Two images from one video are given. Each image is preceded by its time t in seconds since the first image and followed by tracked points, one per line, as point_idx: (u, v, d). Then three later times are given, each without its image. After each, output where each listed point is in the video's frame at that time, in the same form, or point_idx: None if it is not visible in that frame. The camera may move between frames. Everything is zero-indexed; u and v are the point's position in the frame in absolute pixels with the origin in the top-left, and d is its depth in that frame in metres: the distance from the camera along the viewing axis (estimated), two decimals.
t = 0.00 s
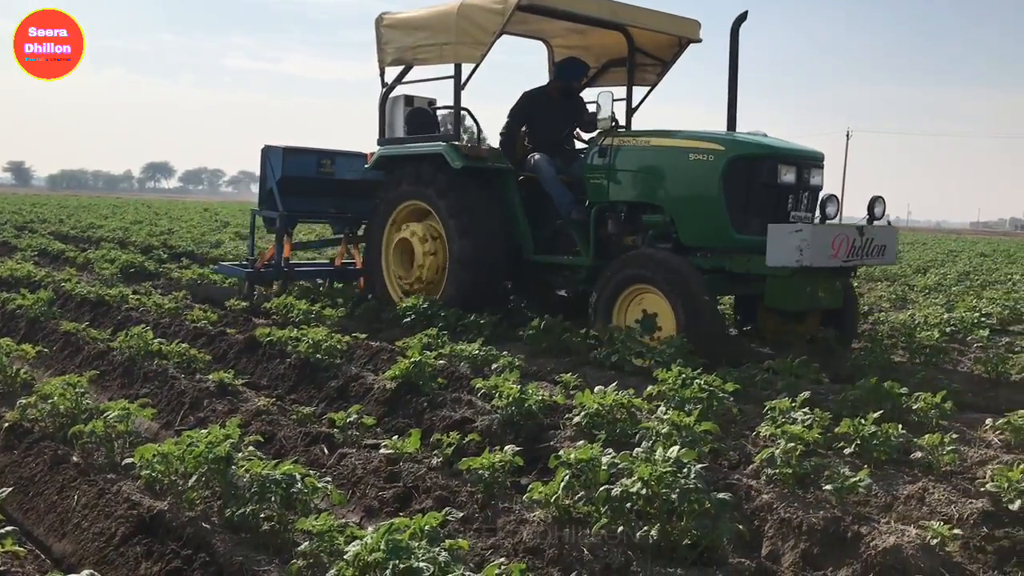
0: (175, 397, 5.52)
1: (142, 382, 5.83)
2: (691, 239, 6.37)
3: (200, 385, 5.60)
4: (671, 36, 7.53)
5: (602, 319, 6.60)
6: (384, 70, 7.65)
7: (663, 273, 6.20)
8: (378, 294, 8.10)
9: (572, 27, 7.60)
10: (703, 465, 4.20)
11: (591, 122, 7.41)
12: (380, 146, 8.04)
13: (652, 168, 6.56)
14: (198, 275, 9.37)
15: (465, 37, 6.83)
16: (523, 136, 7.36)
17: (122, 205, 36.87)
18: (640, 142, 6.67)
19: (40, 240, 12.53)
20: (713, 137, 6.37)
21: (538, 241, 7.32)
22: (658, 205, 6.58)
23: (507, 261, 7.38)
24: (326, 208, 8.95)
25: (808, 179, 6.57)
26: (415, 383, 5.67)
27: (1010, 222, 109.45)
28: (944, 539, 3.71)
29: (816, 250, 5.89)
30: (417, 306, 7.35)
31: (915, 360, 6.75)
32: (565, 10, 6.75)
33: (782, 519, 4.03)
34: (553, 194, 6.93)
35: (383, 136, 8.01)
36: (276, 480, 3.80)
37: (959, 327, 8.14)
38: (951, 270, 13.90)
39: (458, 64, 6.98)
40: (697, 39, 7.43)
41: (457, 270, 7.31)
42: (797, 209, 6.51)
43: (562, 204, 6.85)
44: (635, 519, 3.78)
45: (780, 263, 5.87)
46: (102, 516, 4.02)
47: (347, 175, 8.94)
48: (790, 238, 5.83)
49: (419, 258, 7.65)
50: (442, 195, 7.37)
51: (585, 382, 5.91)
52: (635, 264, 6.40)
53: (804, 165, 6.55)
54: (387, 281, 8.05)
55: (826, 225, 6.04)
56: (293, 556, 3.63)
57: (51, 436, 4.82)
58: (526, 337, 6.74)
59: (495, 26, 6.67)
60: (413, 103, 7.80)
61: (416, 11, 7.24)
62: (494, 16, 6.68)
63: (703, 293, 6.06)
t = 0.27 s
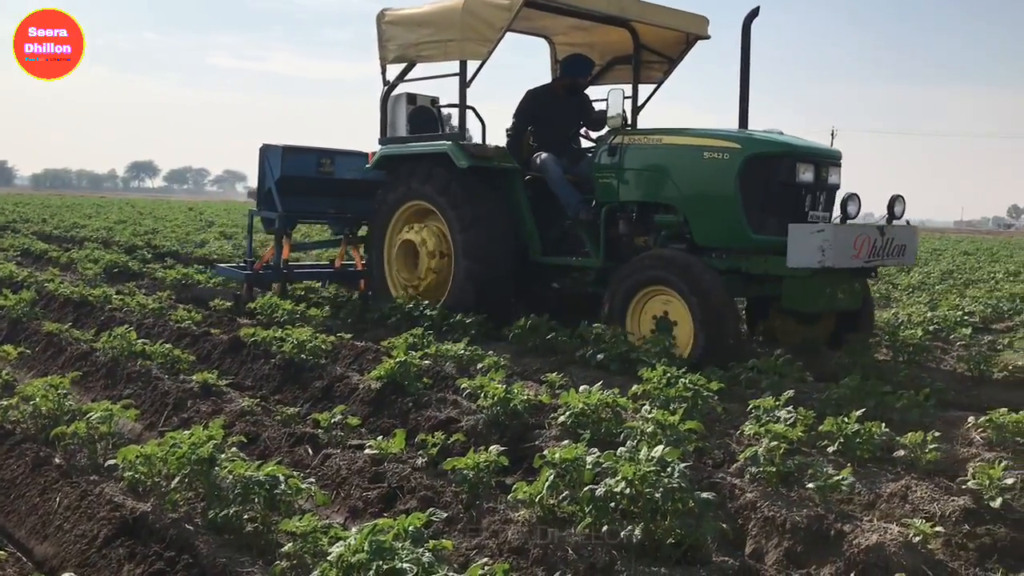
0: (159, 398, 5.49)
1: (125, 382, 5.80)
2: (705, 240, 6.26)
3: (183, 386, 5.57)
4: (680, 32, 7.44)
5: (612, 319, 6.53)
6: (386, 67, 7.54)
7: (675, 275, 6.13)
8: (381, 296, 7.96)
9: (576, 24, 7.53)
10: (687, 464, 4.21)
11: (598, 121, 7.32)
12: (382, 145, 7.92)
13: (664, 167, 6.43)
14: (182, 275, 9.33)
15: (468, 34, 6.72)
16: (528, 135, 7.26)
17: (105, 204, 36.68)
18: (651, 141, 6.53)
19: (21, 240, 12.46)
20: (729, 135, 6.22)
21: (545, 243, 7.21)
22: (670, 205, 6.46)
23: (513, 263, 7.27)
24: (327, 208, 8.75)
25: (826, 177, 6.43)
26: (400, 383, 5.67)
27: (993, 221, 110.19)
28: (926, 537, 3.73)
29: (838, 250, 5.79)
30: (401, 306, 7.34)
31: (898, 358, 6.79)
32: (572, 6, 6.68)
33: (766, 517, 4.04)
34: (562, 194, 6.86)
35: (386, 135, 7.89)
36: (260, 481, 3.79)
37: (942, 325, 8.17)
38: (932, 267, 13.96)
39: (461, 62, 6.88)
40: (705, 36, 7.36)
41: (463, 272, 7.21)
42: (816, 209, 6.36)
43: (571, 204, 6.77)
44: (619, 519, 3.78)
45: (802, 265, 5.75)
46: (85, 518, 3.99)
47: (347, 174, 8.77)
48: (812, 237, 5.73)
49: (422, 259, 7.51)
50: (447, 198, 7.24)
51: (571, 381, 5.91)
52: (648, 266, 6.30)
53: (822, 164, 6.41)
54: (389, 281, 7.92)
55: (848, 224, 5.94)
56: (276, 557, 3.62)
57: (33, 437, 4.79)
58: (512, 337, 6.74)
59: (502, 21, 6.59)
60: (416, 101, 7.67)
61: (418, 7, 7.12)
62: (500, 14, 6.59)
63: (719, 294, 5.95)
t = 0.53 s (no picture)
0: (138, 398, 5.45)
1: (104, 383, 5.75)
2: (715, 240, 6.17)
3: (163, 386, 5.54)
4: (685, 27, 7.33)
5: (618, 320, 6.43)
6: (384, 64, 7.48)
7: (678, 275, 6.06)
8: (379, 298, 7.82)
9: (576, 20, 7.50)
10: (668, 462, 4.22)
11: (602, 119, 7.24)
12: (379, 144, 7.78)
13: (673, 166, 6.31)
14: (162, 275, 9.28)
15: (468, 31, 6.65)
16: (529, 133, 7.14)
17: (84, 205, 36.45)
18: (660, 140, 6.41)
19: None
20: (740, 133, 6.11)
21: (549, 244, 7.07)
22: (678, 204, 6.38)
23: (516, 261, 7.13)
24: (321, 208, 8.71)
25: (840, 177, 6.33)
26: (382, 383, 5.65)
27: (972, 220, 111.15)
28: (905, 533, 3.75)
29: (856, 250, 5.70)
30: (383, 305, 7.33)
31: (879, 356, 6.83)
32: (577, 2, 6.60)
33: (747, 514, 4.06)
34: (564, 194, 6.80)
35: (383, 133, 7.75)
36: (240, 481, 3.77)
37: (922, 323, 8.22)
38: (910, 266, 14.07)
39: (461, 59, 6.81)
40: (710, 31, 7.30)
41: (465, 272, 7.08)
42: (830, 209, 6.28)
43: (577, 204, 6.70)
44: (601, 517, 3.78)
45: (821, 266, 5.67)
46: (63, 519, 3.96)
47: (342, 173, 8.70)
48: (831, 238, 5.64)
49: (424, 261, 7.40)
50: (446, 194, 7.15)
51: (553, 379, 5.92)
52: (658, 266, 6.17)
53: (837, 163, 6.31)
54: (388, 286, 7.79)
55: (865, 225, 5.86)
56: (257, 557, 3.60)
57: (10, 439, 4.75)
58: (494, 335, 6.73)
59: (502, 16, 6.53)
60: (415, 99, 7.56)
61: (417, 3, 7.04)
62: (502, 10, 6.52)
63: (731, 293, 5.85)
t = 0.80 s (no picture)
0: (113, 401, 5.41)
1: (79, 386, 5.70)
2: (722, 240, 6.06)
3: (139, 389, 5.50)
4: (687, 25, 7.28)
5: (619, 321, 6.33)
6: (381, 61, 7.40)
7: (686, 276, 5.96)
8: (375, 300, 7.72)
9: (573, 17, 7.49)
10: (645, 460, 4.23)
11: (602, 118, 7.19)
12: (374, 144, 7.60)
13: (678, 166, 6.21)
14: (137, 276, 9.21)
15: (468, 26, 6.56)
16: (528, 132, 7.07)
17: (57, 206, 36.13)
18: (663, 140, 6.31)
19: None
20: (747, 132, 6.00)
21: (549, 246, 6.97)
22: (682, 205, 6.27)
23: (514, 262, 7.06)
24: (314, 209, 8.58)
25: (851, 176, 6.19)
26: (360, 384, 5.64)
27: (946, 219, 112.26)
28: (880, 529, 3.77)
29: (869, 251, 5.58)
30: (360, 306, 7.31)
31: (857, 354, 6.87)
32: None
33: (724, 512, 4.08)
34: (564, 194, 6.68)
35: (377, 133, 7.58)
36: (215, 484, 3.75)
37: (898, 322, 8.30)
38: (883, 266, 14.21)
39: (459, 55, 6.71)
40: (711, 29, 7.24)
41: (464, 274, 7.00)
42: (841, 209, 6.14)
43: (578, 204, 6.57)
44: (579, 516, 3.79)
45: (834, 267, 5.55)
46: (36, 524, 3.92)
47: (334, 172, 8.63)
48: (843, 239, 5.52)
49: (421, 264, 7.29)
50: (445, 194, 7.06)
51: (531, 379, 5.92)
52: (663, 268, 6.08)
53: (848, 162, 6.17)
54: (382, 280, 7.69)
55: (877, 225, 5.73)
56: (233, 560, 3.58)
57: None
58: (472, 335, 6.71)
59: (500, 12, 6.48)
60: (410, 97, 7.32)
61: None
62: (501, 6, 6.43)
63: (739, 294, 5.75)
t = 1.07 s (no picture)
0: (89, 406, 5.35)
1: (54, 390, 5.63)
2: (733, 241, 5.87)
3: (115, 393, 5.44)
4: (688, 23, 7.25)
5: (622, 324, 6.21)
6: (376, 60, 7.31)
7: (689, 277, 5.77)
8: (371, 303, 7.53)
9: (571, 14, 7.45)
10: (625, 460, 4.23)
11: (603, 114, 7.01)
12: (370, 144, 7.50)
13: (684, 165, 6.04)
14: (113, 279, 9.14)
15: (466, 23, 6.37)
16: (526, 131, 6.89)
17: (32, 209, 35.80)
18: (669, 138, 6.13)
19: None
20: (758, 130, 5.82)
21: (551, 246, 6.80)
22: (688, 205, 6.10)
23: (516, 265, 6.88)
24: (307, 211, 8.42)
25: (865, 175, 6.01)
26: (339, 387, 5.61)
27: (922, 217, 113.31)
28: (859, 526, 3.79)
29: (884, 253, 5.39)
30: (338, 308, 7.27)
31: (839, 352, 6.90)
32: None
33: (704, 511, 4.09)
34: (567, 194, 6.48)
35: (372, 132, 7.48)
36: (192, 488, 3.72)
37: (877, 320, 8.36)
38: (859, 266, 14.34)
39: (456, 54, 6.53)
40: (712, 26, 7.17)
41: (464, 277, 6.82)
42: (855, 209, 5.95)
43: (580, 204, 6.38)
44: (560, 517, 3.79)
45: (851, 269, 5.35)
46: (10, 531, 3.87)
47: (328, 174, 8.42)
48: (859, 241, 5.32)
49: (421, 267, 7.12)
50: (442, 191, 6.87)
51: (511, 380, 5.91)
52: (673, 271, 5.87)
53: (862, 161, 5.99)
54: (376, 270, 7.52)
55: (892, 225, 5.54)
56: (211, 564, 3.56)
57: None
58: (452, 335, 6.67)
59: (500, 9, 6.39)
60: (406, 97, 7.29)
61: None
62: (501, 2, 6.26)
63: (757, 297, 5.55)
